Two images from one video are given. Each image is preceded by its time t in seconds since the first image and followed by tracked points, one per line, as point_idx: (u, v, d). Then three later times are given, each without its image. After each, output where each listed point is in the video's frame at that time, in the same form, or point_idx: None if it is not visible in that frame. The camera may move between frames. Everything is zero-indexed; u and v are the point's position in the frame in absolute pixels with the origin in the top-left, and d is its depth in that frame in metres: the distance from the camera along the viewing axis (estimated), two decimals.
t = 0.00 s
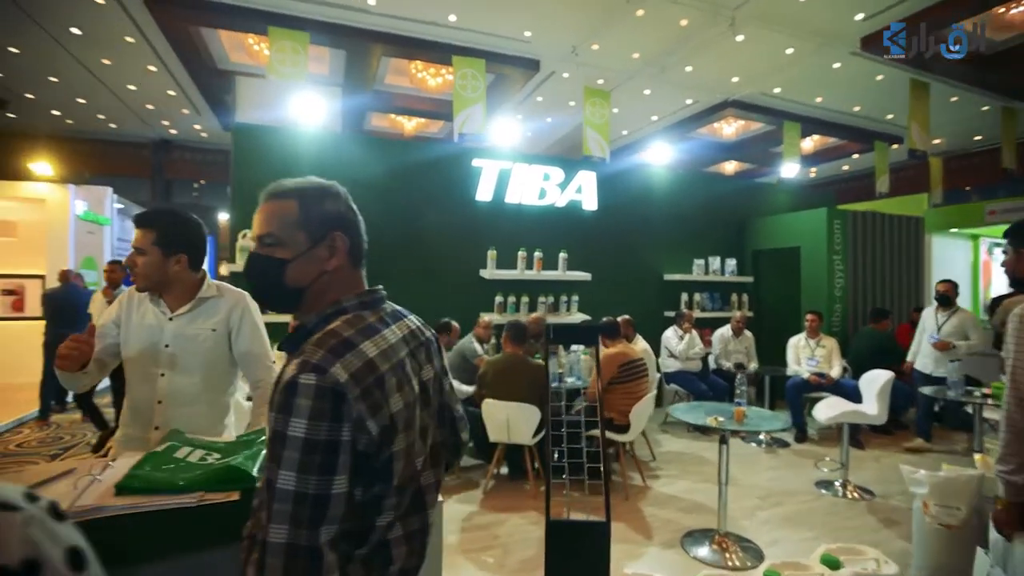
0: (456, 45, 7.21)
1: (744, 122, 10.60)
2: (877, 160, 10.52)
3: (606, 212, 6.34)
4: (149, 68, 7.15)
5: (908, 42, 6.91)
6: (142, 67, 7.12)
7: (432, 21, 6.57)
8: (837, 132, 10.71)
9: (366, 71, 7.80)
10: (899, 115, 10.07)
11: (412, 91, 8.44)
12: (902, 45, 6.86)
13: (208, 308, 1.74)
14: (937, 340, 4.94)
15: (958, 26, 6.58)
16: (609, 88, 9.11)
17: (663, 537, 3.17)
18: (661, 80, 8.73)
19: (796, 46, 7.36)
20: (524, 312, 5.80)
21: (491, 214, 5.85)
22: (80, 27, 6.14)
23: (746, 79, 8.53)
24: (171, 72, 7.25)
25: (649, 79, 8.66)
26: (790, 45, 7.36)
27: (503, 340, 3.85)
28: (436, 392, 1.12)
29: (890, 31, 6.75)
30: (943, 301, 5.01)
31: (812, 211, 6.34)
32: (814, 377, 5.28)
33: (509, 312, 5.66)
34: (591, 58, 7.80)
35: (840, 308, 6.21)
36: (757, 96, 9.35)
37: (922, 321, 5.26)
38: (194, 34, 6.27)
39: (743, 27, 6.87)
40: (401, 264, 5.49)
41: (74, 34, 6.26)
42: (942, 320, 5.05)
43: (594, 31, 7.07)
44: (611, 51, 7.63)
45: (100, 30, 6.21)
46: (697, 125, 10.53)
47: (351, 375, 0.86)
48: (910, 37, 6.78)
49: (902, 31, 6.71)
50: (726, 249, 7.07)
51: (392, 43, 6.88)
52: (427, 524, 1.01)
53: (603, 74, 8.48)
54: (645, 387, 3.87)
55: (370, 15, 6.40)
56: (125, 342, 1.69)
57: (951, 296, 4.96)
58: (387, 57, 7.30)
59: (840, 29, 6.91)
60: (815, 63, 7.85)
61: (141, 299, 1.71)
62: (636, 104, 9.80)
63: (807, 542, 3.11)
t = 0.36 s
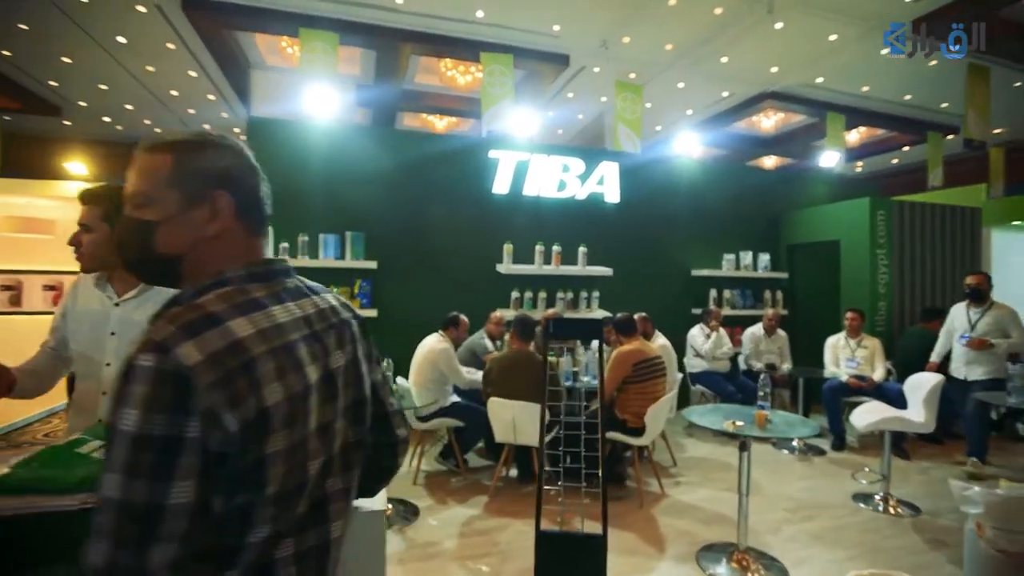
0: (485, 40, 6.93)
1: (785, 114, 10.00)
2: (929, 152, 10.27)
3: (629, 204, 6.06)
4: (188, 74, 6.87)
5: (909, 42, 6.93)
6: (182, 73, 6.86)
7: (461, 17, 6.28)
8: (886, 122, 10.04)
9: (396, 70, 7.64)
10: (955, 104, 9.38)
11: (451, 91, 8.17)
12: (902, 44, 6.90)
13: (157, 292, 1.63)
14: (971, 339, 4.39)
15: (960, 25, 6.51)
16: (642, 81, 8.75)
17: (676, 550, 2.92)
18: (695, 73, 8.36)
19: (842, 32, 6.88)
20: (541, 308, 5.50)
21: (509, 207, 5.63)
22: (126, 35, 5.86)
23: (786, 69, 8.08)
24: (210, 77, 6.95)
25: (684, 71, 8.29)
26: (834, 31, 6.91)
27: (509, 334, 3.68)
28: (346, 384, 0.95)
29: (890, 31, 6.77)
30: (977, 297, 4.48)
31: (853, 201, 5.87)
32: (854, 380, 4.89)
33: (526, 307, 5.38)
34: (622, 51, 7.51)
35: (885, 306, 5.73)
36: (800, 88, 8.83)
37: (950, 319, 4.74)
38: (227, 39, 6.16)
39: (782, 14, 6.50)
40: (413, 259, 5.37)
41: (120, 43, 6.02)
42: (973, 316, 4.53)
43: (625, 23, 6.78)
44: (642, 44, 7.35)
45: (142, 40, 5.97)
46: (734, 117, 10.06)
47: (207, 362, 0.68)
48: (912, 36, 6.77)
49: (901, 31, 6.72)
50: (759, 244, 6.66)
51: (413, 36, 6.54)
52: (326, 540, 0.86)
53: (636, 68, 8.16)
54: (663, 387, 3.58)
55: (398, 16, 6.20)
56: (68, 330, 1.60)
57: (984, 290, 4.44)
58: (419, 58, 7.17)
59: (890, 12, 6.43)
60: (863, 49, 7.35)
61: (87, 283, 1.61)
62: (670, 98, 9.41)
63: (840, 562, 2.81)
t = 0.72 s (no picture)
0: (494, 37, 7.10)
1: (806, 109, 9.68)
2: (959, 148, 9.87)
3: (630, 199, 5.81)
4: (205, 75, 7.39)
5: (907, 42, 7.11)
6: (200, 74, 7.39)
7: (473, 14, 6.51)
8: (910, 116, 9.62)
9: (408, 68, 7.68)
10: (986, 96, 8.94)
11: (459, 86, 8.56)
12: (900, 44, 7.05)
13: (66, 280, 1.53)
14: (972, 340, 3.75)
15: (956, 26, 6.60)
16: (657, 77, 8.59)
17: (664, 566, 2.72)
18: (713, 67, 8.21)
19: (863, 21, 6.74)
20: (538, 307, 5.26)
21: (505, 204, 5.40)
22: (143, 39, 6.45)
23: (805, 62, 7.87)
24: (227, 79, 7.49)
25: (699, 66, 8.15)
26: (856, 21, 6.72)
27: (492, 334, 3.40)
28: (182, 397, 0.89)
29: (889, 32, 6.87)
30: (980, 294, 3.84)
31: (870, 194, 5.53)
32: (870, 385, 4.59)
33: (522, 306, 5.17)
34: (635, 46, 7.44)
35: (904, 305, 5.39)
36: (821, 81, 8.55)
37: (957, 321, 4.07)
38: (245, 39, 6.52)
39: (801, 5, 6.37)
40: (404, 256, 5.17)
41: (139, 45, 6.54)
42: (980, 316, 3.86)
43: (638, 16, 6.71)
44: (656, 38, 7.26)
45: (160, 39, 6.50)
46: (752, 114, 9.83)
47: None
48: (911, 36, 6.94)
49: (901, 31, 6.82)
50: (771, 240, 6.35)
51: (431, 36, 6.89)
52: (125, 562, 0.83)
53: (650, 63, 8.04)
54: (657, 391, 3.36)
55: (406, 7, 6.34)
56: None
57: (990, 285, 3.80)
58: (433, 52, 7.35)
59: None
60: (886, 39, 7.13)
61: None
62: (685, 93, 9.22)
63: None
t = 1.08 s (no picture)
0: (492, 37, 7.03)
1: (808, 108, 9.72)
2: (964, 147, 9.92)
3: (617, 194, 5.65)
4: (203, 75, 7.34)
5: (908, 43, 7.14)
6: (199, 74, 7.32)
7: (471, 13, 6.43)
8: (911, 114, 9.47)
9: (405, 66, 7.63)
10: (991, 95, 8.76)
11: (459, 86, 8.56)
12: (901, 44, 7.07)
13: None
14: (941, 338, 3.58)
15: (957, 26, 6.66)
16: (657, 76, 8.50)
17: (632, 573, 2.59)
18: (713, 66, 8.11)
19: (865, 18, 6.63)
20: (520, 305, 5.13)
21: (489, 200, 5.24)
22: (141, 39, 6.41)
23: (807, 60, 7.75)
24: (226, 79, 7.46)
25: (699, 64, 8.04)
26: (857, 18, 6.60)
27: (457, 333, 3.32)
28: None
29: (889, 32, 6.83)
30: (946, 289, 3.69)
31: (863, 189, 5.39)
32: (860, 385, 4.46)
33: (504, 304, 5.04)
34: (634, 45, 7.35)
35: (898, 304, 5.23)
36: (824, 79, 8.41)
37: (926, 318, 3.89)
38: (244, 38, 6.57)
39: (803, 2, 6.27)
40: (384, 252, 5.02)
41: (137, 45, 6.52)
42: (950, 312, 3.70)
43: (637, 14, 6.61)
44: (656, 36, 7.16)
45: (159, 40, 6.46)
46: (752, 113, 9.75)
47: None
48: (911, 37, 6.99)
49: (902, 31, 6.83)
50: (764, 238, 6.20)
51: (426, 35, 6.80)
52: None
53: (650, 62, 7.94)
54: (630, 392, 3.25)
55: (401, 6, 6.26)
56: None
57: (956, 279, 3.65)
58: (435, 52, 7.31)
59: None
60: (889, 36, 7.01)
61: None
62: (685, 92, 9.09)
63: None
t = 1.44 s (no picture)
0: (482, 34, 6.91)
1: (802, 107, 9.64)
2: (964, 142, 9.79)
3: (596, 191, 5.52)
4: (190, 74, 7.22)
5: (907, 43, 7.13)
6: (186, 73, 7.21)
7: (461, 10, 6.31)
8: (906, 112, 9.34)
9: (394, 64, 7.52)
10: (989, 93, 8.62)
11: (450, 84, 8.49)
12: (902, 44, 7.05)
13: None
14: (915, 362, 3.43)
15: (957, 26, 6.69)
16: (651, 74, 8.40)
17: None
18: (707, 64, 7.98)
19: (859, 15, 6.50)
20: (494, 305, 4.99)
21: (461, 197, 5.12)
22: (129, 37, 6.29)
23: (802, 58, 7.63)
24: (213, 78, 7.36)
25: (692, 62, 7.93)
26: (852, 14, 6.48)
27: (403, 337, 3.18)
28: None
29: (890, 32, 6.82)
30: (902, 289, 3.59)
31: (847, 185, 5.26)
32: (840, 387, 4.32)
33: (477, 303, 4.91)
34: (626, 42, 7.23)
35: (883, 304, 5.09)
36: (819, 77, 8.30)
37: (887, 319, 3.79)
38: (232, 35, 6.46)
39: None
40: (354, 250, 4.89)
41: (123, 44, 6.42)
42: (908, 314, 3.60)
43: (630, 11, 6.47)
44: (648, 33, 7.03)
45: (146, 39, 6.36)
46: (747, 112, 9.62)
47: None
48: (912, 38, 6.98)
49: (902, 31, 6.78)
50: (749, 237, 6.06)
51: (416, 32, 6.68)
52: None
53: (643, 59, 7.82)
54: (591, 395, 3.12)
55: (389, 3, 6.14)
56: None
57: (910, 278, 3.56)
58: (427, 50, 7.20)
59: None
60: (884, 32, 6.90)
61: None
62: (678, 89, 8.96)
63: None
